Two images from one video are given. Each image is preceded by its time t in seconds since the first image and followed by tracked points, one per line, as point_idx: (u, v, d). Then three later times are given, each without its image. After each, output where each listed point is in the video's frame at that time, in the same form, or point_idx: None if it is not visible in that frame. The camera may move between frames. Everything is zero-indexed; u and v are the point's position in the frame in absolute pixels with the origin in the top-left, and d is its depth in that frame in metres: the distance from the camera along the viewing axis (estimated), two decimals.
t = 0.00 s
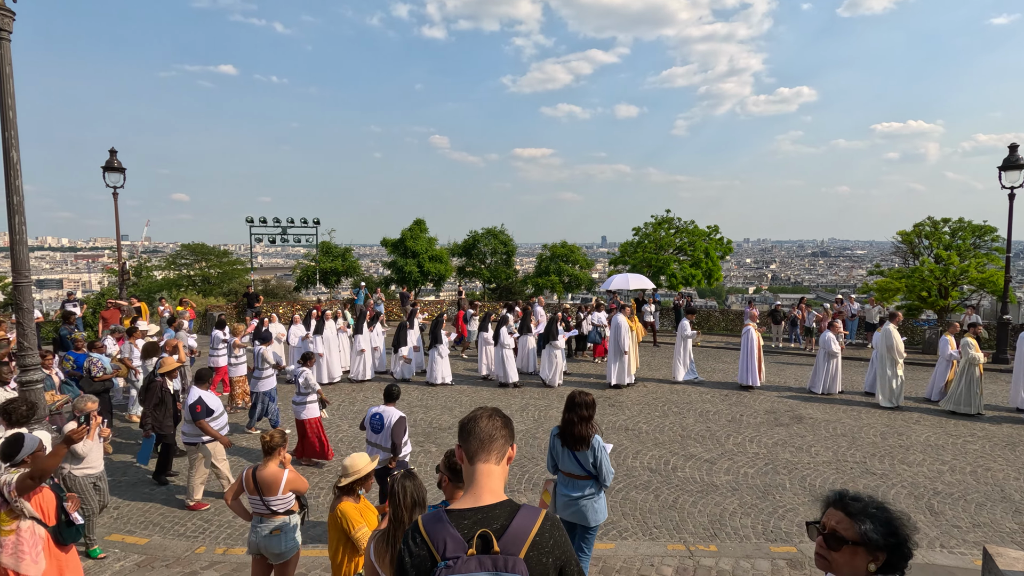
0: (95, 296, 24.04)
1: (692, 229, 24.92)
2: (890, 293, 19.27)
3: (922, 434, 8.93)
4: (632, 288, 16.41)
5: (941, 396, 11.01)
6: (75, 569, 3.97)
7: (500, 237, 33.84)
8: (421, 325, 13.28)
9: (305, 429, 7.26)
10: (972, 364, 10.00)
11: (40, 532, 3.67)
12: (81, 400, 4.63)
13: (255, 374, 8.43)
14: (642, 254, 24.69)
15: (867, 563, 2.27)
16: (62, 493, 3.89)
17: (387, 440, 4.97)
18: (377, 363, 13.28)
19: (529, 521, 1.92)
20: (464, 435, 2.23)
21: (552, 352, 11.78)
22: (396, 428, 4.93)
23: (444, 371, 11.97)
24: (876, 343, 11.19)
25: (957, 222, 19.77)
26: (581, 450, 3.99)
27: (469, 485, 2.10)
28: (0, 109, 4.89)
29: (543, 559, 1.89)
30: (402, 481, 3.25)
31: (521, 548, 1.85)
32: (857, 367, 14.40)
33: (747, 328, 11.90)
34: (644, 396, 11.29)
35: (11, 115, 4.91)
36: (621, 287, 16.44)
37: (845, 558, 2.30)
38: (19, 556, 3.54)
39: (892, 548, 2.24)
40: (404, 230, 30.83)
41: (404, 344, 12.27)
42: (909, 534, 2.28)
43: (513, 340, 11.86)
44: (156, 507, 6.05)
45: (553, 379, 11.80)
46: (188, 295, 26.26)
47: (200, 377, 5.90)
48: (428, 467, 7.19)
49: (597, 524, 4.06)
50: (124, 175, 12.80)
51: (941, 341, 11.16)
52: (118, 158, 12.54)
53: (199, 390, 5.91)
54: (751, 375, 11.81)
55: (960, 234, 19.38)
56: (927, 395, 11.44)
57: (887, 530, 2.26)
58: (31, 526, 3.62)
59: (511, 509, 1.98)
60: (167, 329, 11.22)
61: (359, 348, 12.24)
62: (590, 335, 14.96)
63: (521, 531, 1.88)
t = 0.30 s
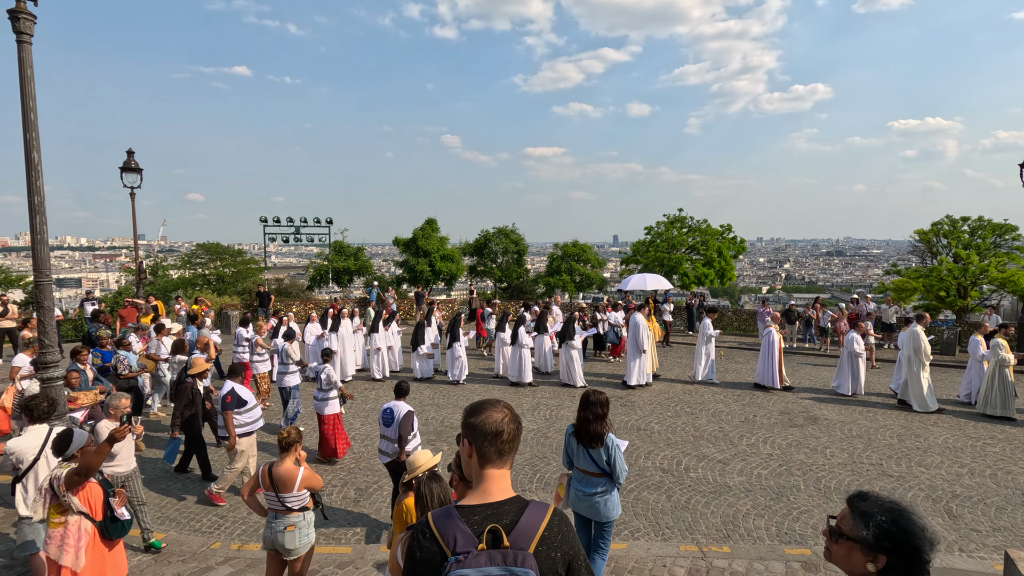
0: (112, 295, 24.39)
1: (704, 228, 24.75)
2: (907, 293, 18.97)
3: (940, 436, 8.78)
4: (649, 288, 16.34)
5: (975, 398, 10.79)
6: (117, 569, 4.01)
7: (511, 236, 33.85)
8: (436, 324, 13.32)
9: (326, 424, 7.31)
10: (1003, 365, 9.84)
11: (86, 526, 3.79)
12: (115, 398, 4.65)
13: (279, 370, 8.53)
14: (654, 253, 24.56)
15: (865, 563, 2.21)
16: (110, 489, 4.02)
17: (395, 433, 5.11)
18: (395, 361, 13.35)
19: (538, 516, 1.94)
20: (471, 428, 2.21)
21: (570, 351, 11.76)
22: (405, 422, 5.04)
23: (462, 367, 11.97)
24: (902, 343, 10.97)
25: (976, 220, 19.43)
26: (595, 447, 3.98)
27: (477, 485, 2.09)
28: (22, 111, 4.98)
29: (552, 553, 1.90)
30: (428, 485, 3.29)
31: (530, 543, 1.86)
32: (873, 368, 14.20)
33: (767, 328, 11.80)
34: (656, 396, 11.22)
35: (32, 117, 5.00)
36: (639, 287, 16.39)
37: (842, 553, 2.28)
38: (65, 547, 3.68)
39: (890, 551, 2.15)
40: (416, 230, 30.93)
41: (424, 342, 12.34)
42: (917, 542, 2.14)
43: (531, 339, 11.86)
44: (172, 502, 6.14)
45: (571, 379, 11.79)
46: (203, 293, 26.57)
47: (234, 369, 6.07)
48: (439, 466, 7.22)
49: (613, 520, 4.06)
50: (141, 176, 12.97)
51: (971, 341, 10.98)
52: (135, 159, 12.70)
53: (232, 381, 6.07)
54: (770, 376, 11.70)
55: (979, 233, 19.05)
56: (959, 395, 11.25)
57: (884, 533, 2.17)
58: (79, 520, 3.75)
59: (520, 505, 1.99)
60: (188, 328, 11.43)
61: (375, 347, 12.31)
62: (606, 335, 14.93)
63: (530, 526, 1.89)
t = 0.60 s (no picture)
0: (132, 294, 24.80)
1: (719, 227, 24.55)
2: (927, 293, 18.62)
3: (961, 440, 8.61)
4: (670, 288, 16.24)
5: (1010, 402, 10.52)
6: (163, 563, 4.08)
7: (524, 236, 33.84)
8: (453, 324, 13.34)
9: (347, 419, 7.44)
10: None
11: (136, 516, 3.94)
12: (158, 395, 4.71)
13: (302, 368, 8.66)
14: (668, 253, 24.40)
15: (874, 565, 2.17)
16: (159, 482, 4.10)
17: (417, 424, 5.21)
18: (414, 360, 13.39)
19: (549, 511, 1.96)
20: (477, 431, 2.16)
21: (590, 352, 11.72)
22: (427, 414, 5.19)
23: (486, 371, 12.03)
24: (932, 346, 10.68)
25: (1000, 219, 19.02)
26: (610, 444, 3.96)
27: (485, 484, 2.08)
28: (46, 113, 5.08)
29: (562, 548, 1.92)
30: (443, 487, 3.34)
31: (542, 538, 1.88)
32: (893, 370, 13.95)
33: (795, 331, 11.63)
34: (670, 397, 11.14)
35: (56, 119, 5.10)
36: (660, 287, 16.31)
37: (852, 552, 2.26)
38: (119, 534, 3.89)
39: (896, 555, 2.10)
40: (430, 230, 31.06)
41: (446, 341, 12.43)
42: (926, 550, 2.07)
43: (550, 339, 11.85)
44: (190, 498, 6.23)
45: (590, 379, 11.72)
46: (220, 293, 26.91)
47: (263, 368, 6.17)
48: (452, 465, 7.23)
49: (631, 516, 4.05)
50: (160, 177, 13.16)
51: (1001, 343, 10.74)
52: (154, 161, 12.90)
53: (261, 379, 6.16)
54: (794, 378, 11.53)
55: (1003, 232, 18.64)
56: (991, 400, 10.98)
57: (890, 536, 2.13)
58: (129, 510, 3.92)
59: (530, 501, 2.00)
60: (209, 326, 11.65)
61: (393, 346, 12.36)
62: (625, 335, 14.87)
63: (541, 522, 1.91)
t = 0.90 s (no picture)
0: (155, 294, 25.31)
1: (737, 227, 24.28)
2: (953, 294, 18.18)
3: (989, 444, 8.39)
4: (696, 288, 16.08)
5: None
6: (204, 561, 4.08)
7: (540, 236, 33.81)
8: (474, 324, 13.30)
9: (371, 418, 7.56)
10: None
11: (180, 512, 3.96)
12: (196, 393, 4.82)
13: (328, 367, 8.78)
14: (685, 253, 24.18)
15: (883, 568, 2.12)
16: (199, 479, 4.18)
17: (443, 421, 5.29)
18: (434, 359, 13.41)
19: (557, 512, 1.94)
20: (491, 431, 2.14)
21: (613, 352, 11.63)
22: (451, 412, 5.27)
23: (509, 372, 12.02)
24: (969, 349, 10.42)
25: None
26: (632, 442, 3.95)
27: (495, 483, 2.07)
28: (75, 117, 5.21)
29: (568, 551, 1.91)
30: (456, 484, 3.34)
31: (549, 540, 1.86)
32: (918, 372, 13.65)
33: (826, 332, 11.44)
34: (688, 398, 11.03)
35: (84, 123, 5.23)
36: (684, 287, 16.14)
37: (864, 554, 2.21)
38: (164, 529, 3.90)
39: (903, 559, 2.05)
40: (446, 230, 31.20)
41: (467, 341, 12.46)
42: (937, 556, 1.99)
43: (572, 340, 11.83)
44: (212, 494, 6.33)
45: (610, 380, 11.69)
46: (240, 292, 27.32)
47: (292, 369, 6.24)
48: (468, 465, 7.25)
49: (652, 513, 4.05)
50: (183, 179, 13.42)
51: None
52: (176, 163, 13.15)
53: (291, 382, 6.22)
54: (824, 381, 11.27)
55: None
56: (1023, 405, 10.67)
57: (896, 538, 2.07)
58: (173, 506, 3.94)
59: (539, 503, 1.99)
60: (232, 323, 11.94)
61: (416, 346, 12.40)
62: (646, 336, 14.77)
63: (549, 523, 1.90)
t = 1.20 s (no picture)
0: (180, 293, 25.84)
1: (758, 226, 23.93)
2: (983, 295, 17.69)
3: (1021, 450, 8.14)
4: (726, 289, 15.81)
5: None
6: (240, 560, 4.16)
7: (558, 236, 33.71)
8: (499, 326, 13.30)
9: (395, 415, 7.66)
10: None
11: (221, 511, 4.04)
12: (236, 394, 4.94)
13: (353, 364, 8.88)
14: (705, 253, 23.91)
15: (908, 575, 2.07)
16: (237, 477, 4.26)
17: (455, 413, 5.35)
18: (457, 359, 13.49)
19: (563, 512, 1.93)
20: (503, 430, 2.15)
21: (637, 355, 11.55)
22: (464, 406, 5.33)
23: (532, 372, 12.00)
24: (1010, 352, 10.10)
25: None
26: (661, 442, 3.92)
27: (505, 481, 2.08)
28: (105, 120, 5.34)
29: (573, 551, 1.88)
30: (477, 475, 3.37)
31: (553, 540, 1.84)
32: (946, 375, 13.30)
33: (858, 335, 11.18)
34: (707, 400, 10.90)
35: (114, 126, 5.35)
36: (714, 287, 15.90)
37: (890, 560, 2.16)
38: (205, 528, 3.97)
39: (924, 565, 2.00)
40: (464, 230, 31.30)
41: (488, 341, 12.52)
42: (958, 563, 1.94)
43: (596, 340, 11.76)
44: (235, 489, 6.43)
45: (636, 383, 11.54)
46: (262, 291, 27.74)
47: (323, 369, 6.26)
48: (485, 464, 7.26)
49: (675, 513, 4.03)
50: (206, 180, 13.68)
51: None
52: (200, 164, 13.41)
53: (322, 382, 6.29)
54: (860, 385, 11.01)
55: None
56: None
57: (917, 543, 2.04)
58: (214, 505, 4.02)
59: (546, 502, 1.99)
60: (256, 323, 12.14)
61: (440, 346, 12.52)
62: (670, 337, 14.62)
63: (554, 522, 1.88)
